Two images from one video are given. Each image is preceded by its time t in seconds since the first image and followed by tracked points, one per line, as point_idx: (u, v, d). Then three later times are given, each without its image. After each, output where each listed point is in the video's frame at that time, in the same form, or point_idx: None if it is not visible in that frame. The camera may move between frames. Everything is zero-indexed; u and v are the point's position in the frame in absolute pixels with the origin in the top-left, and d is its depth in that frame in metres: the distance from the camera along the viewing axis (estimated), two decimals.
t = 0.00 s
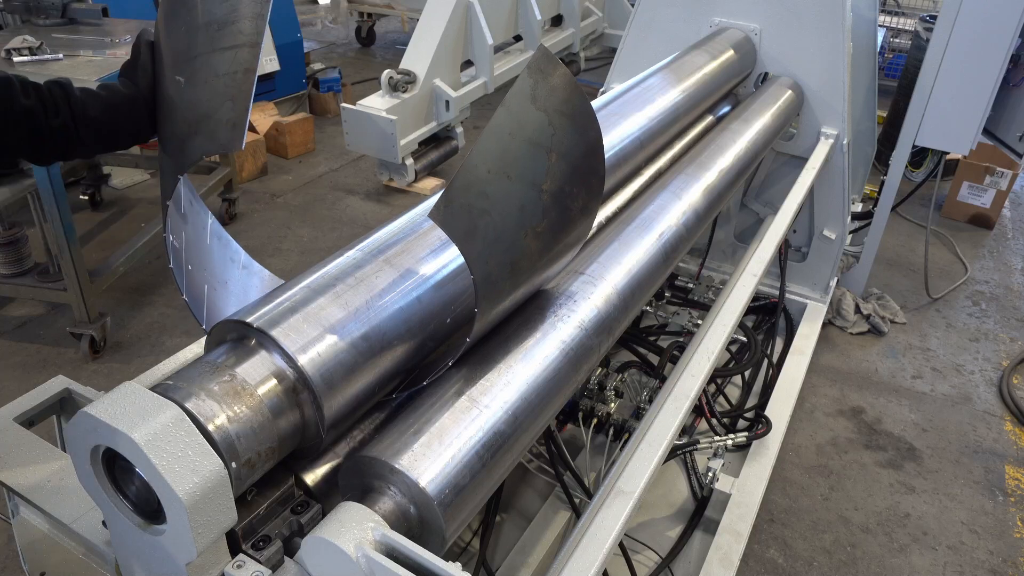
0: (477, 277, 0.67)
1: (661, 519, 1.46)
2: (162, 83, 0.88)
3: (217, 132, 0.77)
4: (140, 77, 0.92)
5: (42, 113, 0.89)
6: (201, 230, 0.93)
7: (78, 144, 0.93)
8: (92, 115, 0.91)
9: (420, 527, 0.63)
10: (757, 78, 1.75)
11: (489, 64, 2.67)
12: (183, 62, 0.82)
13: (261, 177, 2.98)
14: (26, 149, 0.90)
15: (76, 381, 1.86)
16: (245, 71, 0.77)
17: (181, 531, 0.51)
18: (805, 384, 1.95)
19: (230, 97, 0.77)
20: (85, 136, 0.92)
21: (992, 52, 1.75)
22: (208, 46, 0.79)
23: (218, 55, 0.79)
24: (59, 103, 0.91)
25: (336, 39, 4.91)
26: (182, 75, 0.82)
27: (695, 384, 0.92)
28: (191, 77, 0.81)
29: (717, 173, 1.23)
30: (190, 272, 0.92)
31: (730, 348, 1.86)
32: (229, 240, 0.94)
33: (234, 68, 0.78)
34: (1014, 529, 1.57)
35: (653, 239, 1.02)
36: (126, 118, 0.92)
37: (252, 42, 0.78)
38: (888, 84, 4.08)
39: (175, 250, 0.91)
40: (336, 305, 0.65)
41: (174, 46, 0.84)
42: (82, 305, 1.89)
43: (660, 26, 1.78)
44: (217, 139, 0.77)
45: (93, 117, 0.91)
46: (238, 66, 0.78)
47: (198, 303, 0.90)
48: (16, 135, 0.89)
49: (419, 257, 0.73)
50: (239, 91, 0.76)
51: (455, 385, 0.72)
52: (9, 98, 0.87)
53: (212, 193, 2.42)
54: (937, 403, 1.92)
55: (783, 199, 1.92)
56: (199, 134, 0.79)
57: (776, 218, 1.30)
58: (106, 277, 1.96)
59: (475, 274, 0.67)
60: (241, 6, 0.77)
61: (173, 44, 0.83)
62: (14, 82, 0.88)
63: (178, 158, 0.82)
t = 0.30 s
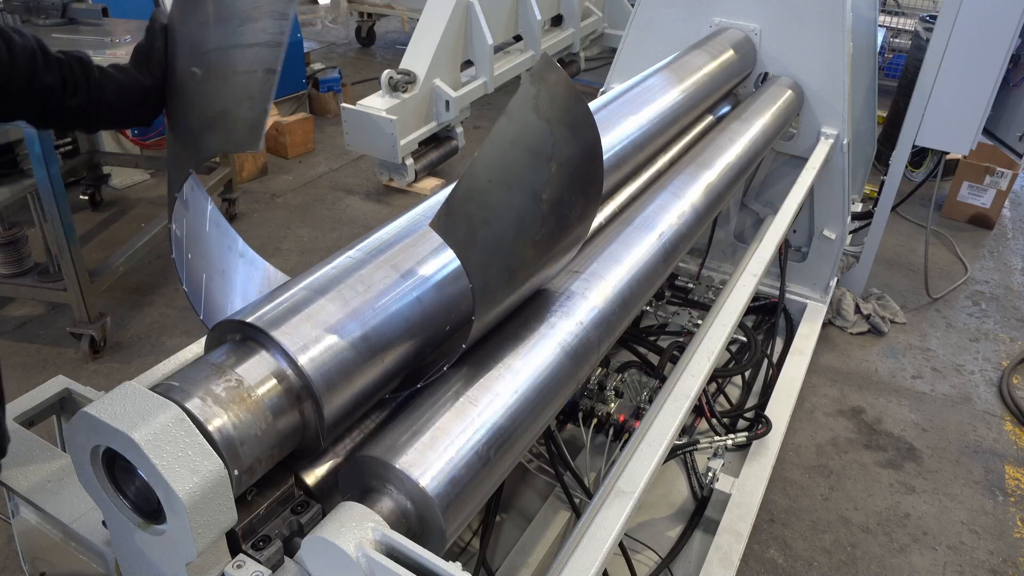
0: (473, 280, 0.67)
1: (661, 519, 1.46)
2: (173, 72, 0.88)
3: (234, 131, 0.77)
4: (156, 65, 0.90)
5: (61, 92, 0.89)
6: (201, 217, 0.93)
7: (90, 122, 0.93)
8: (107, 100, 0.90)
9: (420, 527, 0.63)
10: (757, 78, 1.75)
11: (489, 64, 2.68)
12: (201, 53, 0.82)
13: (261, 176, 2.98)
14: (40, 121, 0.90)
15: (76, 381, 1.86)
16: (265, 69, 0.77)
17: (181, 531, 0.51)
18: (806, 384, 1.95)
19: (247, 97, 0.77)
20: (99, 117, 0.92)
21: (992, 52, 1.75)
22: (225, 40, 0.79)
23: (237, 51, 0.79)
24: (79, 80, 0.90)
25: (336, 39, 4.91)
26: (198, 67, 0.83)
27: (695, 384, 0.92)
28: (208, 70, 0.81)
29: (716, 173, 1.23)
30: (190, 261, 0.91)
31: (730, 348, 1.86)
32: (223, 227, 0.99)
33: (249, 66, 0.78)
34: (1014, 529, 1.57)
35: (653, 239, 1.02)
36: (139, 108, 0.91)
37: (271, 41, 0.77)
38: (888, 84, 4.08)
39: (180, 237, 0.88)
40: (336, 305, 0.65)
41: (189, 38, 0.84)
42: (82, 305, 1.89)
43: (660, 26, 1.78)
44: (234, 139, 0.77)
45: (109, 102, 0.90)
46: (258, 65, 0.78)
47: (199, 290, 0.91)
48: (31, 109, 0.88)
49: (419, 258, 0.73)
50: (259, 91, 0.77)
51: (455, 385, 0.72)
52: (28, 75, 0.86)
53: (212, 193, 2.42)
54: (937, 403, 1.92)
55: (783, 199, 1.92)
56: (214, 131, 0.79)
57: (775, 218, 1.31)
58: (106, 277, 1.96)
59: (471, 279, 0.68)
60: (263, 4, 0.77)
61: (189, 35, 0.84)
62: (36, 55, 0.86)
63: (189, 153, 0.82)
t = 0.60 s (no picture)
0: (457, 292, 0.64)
1: (661, 519, 1.46)
2: (213, 36, 0.89)
3: (283, 131, 0.84)
4: (189, 15, 0.88)
5: (87, 48, 0.83)
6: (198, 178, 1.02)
7: (120, 79, 0.88)
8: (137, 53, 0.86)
9: (420, 527, 0.63)
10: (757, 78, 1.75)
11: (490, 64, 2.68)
12: (258, 31, 0.86)
13: (261, 176, 2.98)
14: (68, 78, 0.86)
15: (76, 381, 1.86)
16: (329, 78, 0.81)
17: (181, 531, 0.51)
18: (806, 384, 1.95)
19: (304, 100, 0.83)
20: (129, 73, 0.87)
21: (992, 52, 1.75)
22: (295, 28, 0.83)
23: (302, 46, 0.83)
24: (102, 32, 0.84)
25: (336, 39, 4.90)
26: (254, 47, 0.86)
27: (695, 384, 0.92)
28: (265, 54, 0.86)
29: (716, 173, 1.23)
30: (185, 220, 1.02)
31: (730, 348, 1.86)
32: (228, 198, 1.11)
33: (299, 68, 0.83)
34: (1015, 529, 1.57)
35: (653, 239, 1.02)
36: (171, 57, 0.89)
37: (341, 48, 0.81)
38: (888, 84, 4.08)
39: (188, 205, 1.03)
40: (335, 306, 0.65)
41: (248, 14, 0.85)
42: (82, 305, 1.89)
43: (660, 26, 1.78)
44: (282, 141, 0.85)
45: (139, 55, 0.86)
46: (323, 72, 0.81)
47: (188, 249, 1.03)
48: (56, 67, 0.84)
49: (419, 258, 0.73)
50: (318, 99, 0.82)
51: (455, 385, 0.72)
52: (51, 30, 0.81)
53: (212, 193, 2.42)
54: (938, 403, 1.92)
55: (784, 199, 1.92)
56: (261, 125, 0.86)
57: (775, 218, 1.30)
58: (106, 277, 1.96)
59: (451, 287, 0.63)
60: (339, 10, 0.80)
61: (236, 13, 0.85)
62: (56, 8, 0.81)
63: (230, 143, 0.90)
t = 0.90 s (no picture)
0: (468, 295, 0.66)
1: (661, 519, 1.46)
2: (169, 71, 0.88)
3: (230, 129, 0.79)
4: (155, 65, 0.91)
5: (73, 96, 0.90)
6: (199, 219, 0.98)
7: (98, 125, 0.93)
8: (111, 102, 0.90)
9: (420, 527, 0.63)
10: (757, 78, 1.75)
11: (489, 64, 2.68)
12: (200, 52, 0.83)
13: (261, 176, 2.98)
14: (53, 125, 0.92)
15: (76, 381, 1.86)
16: (259, 69, 0.80)
17: (182, 532, 0.51)
18: (805, 384, 1.95)
19: (242, 96, 0.80)
20: (107, 119, 0.92)
21: (992, 52, 1.75)
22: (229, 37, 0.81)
23: (234, 51, 0.81)
24: (89, 85, 0.91)
25: (336, 39, 4.90)
26: (193, 69, 0.84)
27: (695, 384, 0.92)
28: (206, 69, 0.83)
29: (716, 174, 1.23)
30: (188, 263, 0.96)
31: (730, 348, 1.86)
32: (224, 231, 1.03)
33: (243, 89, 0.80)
34: (1014, 529, 1.57)
35: (653, 239, 1.02)
36: (143, 107, 0.93)
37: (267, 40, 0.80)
38: (888, 84, 4.08)
39: (179, 239, 0.93)
40: (335, 306, 0.65)
41: (184, 30, 0.85)
42: (82, 305, 1.89)
43: (660, 26, 1.78)
44: (228, 137, 0.79)
45: (114, 105, 0.90)
46: (252, 63, 0.80)
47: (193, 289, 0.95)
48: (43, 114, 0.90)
49: (419, 258, 0.73)
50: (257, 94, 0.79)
51: (456, 385, 0.72)
52: (43, 80, 0.88)
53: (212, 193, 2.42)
54: (938, 403, 1.92)
55: (784, 198, 1.92)
56: (209, 130, 0.80)
57: (775, 218, 1.30)
58: (106, 277, 1.96)
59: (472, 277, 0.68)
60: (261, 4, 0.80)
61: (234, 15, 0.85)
62: (49, 62, 0.88)
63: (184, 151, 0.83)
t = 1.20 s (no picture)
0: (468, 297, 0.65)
1: (661, 519, 1.46)
2: (213, 48, 0.90)
3: (279, 130, 0.81)
4: (191, 15, 0.91)
5: (97, 53, 0.88)
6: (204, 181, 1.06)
7: (126, 78, 0.93)
8: (141, 57, 0.90)
9: (419, 527, 0.63)
10: (757, 78, 1.75)
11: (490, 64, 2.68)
12: (258, 33, 0.85)
13: (261, 176, 2.98)
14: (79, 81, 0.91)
15: (76, 381, 1.86)
16: (326, 77, 0.78)
17: (182, 531, 0.51)
18: (806, 384, 1.95)
19: (303, 99, 0.79)
20: (135, 74, 0.92)
21: (992, 52, 1.75)
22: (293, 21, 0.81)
23: (301, 45, 0.80)
24: (112, 40, 0.88)
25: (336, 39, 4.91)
26: (250, 46, 0.85)
27: (695, 383, 0.92)
28: (261, 53, 0.84)
29: (716, 174, 1.23)
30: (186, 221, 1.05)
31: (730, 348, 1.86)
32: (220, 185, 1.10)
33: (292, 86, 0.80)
34: (1014, 529, 1.57)
35: (653, 239, 1.02)
36: (173, 61, 0.92)
37: (339, 46, 0.78)
38: (888, 84, 4.08)
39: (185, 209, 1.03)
40: (335, 306, 0.65)
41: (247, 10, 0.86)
42: (82, 305, 1.89)
43: (660, 26, 1.78)
44: (278, 139, 0.81)
45: (143, 58, 0.90)
46: (321, 69, 0.78)
47: (187, 249, 1.05)
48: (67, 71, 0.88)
49: (419, 257, 0.73)
50: (311, 95, 0.78)
51: (455, 386, 0.72)
52: (62, 37, 0.86)
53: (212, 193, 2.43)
54: (937, 403, 1.92)
55: (784, 199, 1.92)
56: (258, 124, 0.83)
57: (775, 218, 1.31)
58: (106, 277, 1.97)
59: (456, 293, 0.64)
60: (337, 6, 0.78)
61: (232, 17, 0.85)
62: (68, 17, 0.86)
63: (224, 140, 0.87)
